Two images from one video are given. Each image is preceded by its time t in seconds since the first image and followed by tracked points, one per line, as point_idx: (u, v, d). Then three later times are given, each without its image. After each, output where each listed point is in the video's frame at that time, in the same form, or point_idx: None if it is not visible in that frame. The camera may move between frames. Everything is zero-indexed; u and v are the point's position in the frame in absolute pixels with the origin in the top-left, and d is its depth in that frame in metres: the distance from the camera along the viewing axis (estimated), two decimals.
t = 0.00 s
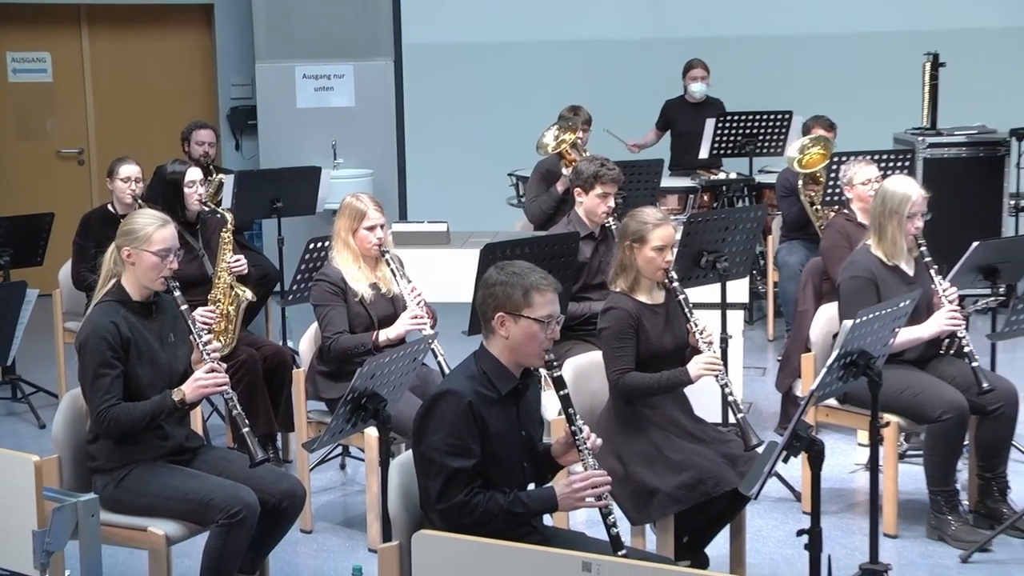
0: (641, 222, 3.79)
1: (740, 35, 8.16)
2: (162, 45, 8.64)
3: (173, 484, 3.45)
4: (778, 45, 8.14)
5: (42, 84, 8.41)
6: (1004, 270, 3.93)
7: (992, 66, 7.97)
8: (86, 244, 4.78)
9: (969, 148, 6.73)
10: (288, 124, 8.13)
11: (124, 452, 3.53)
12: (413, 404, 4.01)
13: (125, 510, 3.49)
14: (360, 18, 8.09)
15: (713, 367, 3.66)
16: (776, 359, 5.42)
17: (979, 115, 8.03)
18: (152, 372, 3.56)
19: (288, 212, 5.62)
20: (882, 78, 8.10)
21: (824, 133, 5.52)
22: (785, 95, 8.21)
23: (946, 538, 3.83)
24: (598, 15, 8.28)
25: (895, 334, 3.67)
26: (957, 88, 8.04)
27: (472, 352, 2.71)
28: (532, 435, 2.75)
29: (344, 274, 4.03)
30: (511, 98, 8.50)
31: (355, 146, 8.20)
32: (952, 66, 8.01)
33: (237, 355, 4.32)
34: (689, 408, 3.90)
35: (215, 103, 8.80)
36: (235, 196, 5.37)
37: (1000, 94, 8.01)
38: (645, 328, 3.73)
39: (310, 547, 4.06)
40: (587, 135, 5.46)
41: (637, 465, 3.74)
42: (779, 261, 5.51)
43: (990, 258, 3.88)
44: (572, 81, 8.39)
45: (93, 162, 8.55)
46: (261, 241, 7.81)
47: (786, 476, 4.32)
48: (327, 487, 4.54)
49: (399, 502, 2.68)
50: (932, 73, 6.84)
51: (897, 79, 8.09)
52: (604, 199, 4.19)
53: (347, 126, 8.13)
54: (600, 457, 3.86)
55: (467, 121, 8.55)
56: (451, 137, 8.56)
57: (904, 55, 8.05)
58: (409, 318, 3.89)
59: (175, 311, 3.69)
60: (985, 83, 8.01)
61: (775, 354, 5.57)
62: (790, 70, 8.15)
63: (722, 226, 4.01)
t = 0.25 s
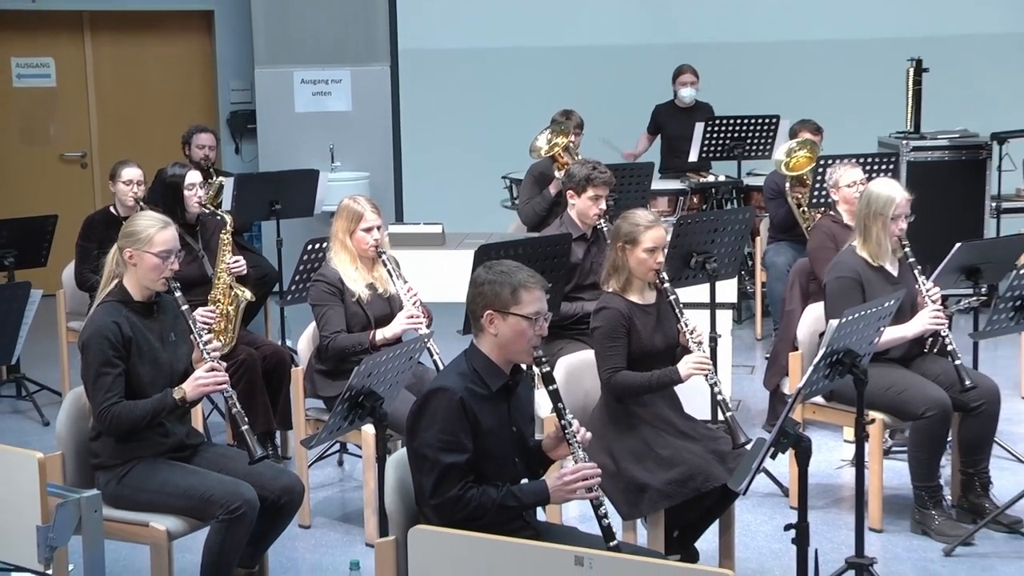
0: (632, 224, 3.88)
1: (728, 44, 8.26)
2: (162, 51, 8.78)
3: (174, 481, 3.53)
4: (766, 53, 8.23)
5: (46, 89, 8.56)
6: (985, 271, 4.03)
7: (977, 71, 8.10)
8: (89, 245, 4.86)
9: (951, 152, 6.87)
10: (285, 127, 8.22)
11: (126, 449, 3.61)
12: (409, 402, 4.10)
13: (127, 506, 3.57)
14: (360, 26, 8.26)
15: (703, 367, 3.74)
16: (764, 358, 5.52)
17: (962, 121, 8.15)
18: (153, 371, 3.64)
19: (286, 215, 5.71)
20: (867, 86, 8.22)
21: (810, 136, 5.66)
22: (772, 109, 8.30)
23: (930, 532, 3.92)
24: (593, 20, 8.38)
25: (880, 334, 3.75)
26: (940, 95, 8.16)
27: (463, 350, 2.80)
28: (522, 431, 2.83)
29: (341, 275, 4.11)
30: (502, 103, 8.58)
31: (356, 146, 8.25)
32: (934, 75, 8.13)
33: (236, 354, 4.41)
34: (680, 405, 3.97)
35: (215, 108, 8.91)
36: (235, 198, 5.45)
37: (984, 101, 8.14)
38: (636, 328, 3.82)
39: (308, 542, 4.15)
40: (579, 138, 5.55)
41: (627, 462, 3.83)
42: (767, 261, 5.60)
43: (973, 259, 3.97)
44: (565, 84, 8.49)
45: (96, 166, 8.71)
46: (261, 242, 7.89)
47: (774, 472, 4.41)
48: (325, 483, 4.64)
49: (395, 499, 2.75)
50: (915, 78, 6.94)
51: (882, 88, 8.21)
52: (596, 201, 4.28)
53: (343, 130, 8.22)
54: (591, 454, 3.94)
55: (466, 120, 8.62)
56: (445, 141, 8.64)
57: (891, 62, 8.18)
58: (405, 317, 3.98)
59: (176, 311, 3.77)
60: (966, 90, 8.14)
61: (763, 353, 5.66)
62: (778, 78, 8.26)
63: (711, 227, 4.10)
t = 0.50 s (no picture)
0: (625, 226, 3.96)
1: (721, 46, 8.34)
2: (162, 56, 8.87)
3: (174, 478, 3.61)
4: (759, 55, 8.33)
5: (47, 94, 8.67)
6: (969, 271, 4.12)
7: (967, 74, 8.20)
8: (90, 246, 4.94)
9: (936, 154, 6.95)
10: (284, 131, 8.35)
11: (127, 446, 3.69)
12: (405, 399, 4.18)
13: (128, 502, 3.65)
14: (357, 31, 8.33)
15: (693, 366, 3.82)
16: (753, 356, 5.60)
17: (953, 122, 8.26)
18: (154, 370, 3.72)
19: (284, 216, 5.79)
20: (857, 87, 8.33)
21: (798, 140, 5.71)
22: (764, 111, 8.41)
23: (915, 526, 4.00)
24: (591, 19, 8.43)
25: (866, 332, 3.82)
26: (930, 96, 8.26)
27: (452, 349, 2.87)
28: (512, 426, 2.91)
29: (338, 275, 4.19)
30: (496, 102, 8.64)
31: (350, 152, 8.40)
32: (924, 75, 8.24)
33: (236, 352, 4.48)
34: (669, 402, 4.05)
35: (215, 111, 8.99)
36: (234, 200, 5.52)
37: (974, 103, 8.23)
38: (628, 327, 3.89)
39: (306, 537, 4.25)
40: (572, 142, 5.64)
41: (618, 458, 3.90)
42: (756, 262, 5.67)
43: (958, 259, 4.06)
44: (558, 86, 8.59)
45: (98, 169, 8.81)
46: (259, 243, 7.98)
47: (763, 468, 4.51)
48: (323, 479, 4.73)
49: (391, 493, 2.84)
50: (900, 83, 7.00)
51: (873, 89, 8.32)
52: (588, 203, 4.36)
53: (342, 134, 8.37)
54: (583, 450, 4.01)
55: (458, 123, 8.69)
56: (438, 142, 8.71)
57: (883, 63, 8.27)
58: (401, 316, 4.06)
59: (176, 311, 3.85)
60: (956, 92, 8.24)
61: (752, 352, 5.75)
62: (770, 84, 8.35)
63: (701, 228, 4.19)
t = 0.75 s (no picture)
0: (613, 227, 4.05)
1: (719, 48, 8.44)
2: (162, 62, 8.99)
3: (172, 474, 3.70)
4: (756, 57, 8.45)
5: (48, 99, 8.79)
6: (948, 271, 4.23)
7: (966, 76, 8.31)
8: (90, 247, 5.03)
9: (915, 158, 7.08)
10: (279, 133, 8.45)
11: (126, 443, 3.78)
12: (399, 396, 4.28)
13: (128, 498, 3.74)
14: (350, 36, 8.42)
15: (680, 364, 3.90)
16: (738, 355, 5.70)
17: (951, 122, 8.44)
18: (154, 368, 3.81)
19: (280, 218, 5.88)
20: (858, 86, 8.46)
21: (783, 143, 5.87)
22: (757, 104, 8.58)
23: (896, 520, 4.10)
24: (590, 17, 8.49)
25: (849, 331, 3.89)
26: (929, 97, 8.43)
27: (440, 347, 2.97)
28: (499, 421, 3.01)
29: (333, 275, 4.29)
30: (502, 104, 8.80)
31: (345, 155, 8.48)
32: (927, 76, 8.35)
33: (233, 351, 4.56)
34: (657, 400, 4.14)
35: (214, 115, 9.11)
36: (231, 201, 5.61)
37: (968, 104, 8.43)
38: (616, 327, 3.98)
39: (302, 532, 4.35)
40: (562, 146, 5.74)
41: (608, 454, 3.98)
42: (742, 262, 5.78)
43: (937, 260, 4.16)
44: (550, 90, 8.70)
45: (98, 171, 8.93)
46: (255, 245, 8.08)
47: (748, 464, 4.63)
48: (318, 475, 4.84)
49: (384, 487, 2.93)
50: (881, 88, 7.20)
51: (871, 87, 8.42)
52: (578, 205, 4.46)
53: (337, 138, 8.46)
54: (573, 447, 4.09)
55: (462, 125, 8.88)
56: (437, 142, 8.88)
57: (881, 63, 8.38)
58: (395, 316, 4.15)
59: (175, 311, 3.94)
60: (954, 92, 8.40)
61: (737, 350, 5.86)
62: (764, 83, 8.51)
63: (688, 230, 4.29)
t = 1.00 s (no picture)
0: (602, 228, 4.12)
1: (718, 47, 8.56)
2: (161, 67, 9.11)
3: (169, 471, 3.77)
4: (751, 58, 8.56)
5: (47, 102, 8.91)
6: (930, 271, 4.32)
7: (966, 76, 8.45)
8: (89, 248, 5.10)
9: (897, 160, 7.16)
10: (274, 135, 8.53)
11: (124, 441, 3.85)
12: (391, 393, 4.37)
13: (126, 494, 3.82)
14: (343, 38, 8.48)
15: (668, 362, 3.96)
16: (724, 353, 5.79)
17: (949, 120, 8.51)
18: (151, 367, 3.89)
19: (276, 220, 5.96)
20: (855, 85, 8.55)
21: (768, 146, 5.95)
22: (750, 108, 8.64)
23: (878, 515, 4.20)
24: (591, 16, 8.64)
25: (833, 330, 3.96)
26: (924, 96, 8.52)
27: (429, 346, 3.05)
28: (487, 419, 3.09)
29: (327, 276, 4.37)
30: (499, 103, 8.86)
31: (340, 157, 8.55)
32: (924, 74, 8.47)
33: (229, 350, 4.63)
34: (645, 398, 4.22)
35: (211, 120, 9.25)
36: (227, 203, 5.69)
37: (966, 101, 8.49)
38: (604, 326, 4.07)
39: (297, 527, 4.44)
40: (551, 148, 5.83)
41: (597, 451, 4.05)
42: (728, 263, 5.87)
43: (919, 261, 4.26)
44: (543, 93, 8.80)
45: (95, 174, 9.06)
46: (251, 245, 8.16)
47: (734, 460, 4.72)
48: (313, 472, 4.93)
49: (376, 484, 3.01)
50: (863, 92, 7.30)
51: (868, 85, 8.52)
52: (567, 206, 4.55)
53: (332, 140, 8.53)
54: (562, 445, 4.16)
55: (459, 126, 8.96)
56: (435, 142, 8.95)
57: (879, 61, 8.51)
58: (387, 316, 4.23)
59: (171, 311, 4.01)
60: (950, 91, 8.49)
61: (724, 349, 5.95)
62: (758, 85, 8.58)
63: (675, 231, 4.37)
